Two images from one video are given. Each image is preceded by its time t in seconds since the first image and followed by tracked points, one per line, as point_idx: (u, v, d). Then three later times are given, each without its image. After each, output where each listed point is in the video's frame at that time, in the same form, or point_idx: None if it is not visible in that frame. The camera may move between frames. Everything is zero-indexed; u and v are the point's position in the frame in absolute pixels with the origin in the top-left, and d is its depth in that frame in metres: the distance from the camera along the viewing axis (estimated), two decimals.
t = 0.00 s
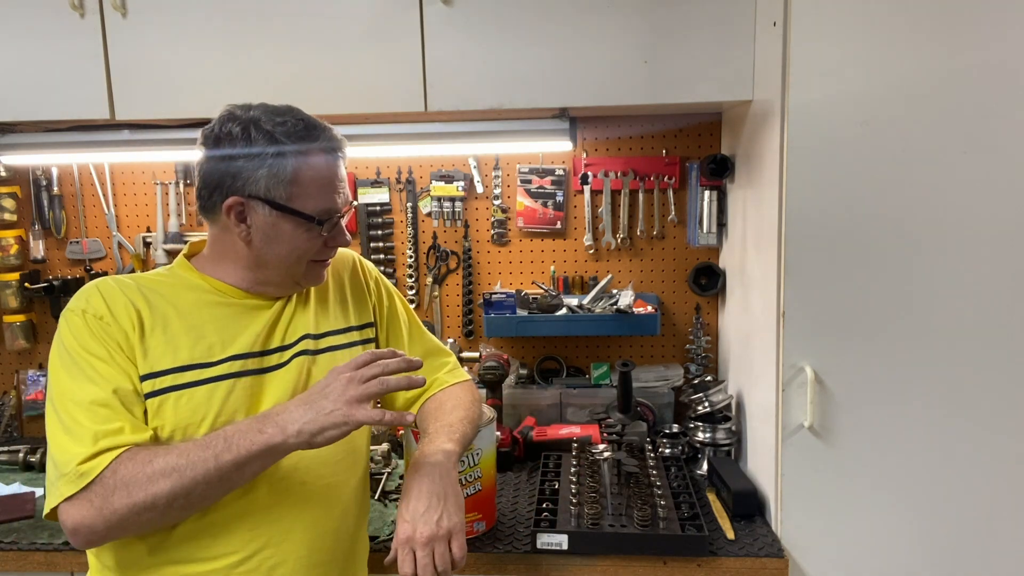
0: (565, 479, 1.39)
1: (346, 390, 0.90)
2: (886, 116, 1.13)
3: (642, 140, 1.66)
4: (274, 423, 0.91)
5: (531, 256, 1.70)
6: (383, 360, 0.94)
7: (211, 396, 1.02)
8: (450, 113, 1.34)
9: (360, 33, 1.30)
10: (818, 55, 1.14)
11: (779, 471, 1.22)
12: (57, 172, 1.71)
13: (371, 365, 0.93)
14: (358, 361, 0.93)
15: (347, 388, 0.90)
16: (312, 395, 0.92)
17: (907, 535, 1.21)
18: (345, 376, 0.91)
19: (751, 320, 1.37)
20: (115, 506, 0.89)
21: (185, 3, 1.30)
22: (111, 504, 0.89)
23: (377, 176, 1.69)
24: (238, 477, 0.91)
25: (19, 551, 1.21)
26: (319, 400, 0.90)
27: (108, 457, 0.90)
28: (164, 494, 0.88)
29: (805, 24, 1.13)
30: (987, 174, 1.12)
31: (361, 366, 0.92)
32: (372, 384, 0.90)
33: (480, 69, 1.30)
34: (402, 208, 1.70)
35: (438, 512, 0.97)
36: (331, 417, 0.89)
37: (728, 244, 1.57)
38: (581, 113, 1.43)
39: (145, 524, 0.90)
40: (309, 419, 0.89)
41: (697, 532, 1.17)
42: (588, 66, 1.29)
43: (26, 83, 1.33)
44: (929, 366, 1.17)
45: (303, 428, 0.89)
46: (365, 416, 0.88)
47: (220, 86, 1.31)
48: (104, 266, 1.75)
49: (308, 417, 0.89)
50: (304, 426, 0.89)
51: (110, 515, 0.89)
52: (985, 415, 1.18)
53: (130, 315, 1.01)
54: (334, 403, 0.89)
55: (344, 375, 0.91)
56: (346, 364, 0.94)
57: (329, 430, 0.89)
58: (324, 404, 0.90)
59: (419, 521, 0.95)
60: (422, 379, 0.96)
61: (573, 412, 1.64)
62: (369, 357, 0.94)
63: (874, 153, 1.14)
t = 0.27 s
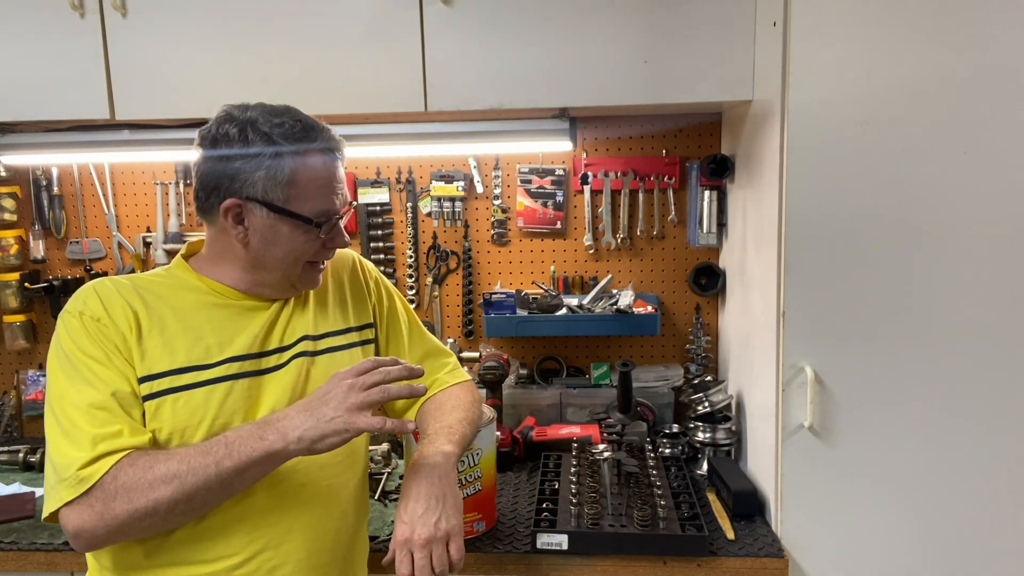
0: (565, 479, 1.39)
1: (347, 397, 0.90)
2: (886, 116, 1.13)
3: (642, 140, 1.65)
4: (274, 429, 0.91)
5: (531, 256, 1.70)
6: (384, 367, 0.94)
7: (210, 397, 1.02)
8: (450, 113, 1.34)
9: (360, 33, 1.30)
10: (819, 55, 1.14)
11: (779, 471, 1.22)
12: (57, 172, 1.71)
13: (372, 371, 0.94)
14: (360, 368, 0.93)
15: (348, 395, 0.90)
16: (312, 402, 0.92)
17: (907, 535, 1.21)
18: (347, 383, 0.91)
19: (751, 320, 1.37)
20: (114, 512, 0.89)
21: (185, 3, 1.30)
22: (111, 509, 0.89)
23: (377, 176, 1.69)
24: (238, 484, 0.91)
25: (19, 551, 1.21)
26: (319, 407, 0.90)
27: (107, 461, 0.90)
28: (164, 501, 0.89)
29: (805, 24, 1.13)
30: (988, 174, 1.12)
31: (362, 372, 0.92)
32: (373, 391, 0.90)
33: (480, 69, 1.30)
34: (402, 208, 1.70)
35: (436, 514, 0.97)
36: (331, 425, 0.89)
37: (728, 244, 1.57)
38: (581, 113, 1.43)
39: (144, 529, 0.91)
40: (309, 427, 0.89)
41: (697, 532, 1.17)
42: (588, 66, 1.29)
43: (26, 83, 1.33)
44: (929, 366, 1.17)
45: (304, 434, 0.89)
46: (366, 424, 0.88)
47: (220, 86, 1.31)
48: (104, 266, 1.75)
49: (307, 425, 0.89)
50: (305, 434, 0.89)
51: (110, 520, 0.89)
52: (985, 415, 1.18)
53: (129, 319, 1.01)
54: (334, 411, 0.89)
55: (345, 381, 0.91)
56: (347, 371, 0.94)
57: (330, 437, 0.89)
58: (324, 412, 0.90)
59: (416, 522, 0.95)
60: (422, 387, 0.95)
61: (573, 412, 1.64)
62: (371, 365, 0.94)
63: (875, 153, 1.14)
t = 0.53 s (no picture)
0: (565, 479, 1.39)
1: (346, 405, 0.90)
2: (886, 116, 1.13)
3: (642, 140, 1.65)
4: (273, 436, 0.91)
5: (531, 256, 1.70)
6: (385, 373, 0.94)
7: (209, 397, 1.02)
8: (450, 113, 1.34)
9: (360, 32, 1.30)
10: (819, 55, 1.14)
11: (779, 471, 1.22)
12: (57, 172, 1.71)
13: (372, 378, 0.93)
14: (360, 373, 0.93)
15: (347, 402, 0.90)
16: (312, 408, 0.92)
17: (907, 535, 1.21)
18: (346, 389, 0.91)
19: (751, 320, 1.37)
20: (113, 515, 0.89)
21: (185, 3, 1.30)
22: (110, 512, 0.89)
23: (377, 176, 1.69)
24: (237, 488, 0.92)
25: (19, 551, 1.21)
26: (318, 414, 0.90)
27: (105, 464, 0.90)
28: (163, 505, 0.89)
29: (806, 24, 1.13)
30: (987, 174, 1.12)
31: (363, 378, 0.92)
32: (372, 400, 0.90)
33: (480, 69, 1.30)
34: (402, 208, 1.70)
35: (438, 515, 0.97)
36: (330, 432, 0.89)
37: (728, 244, 1.57)
38: (581, 113, 1.43)
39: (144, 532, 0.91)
40: (309, 433, 0.89)
41: (697, 532, 1.17)
42: (588, 66, 1.29)
43: (26, 83, 1.33)
44: (929, 366, 1.17)
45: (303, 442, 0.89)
46: (365, 431, 0.88)
47: (220, 86, 1.31)
48: (104, 266, 1.75)
49: (306, 431, 0.90)
50: (304, 440, 0.90)
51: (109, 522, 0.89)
52: (985, 415, 1.18)
53: (127, 320, 1.01)
54: (334, 418, 0.89)
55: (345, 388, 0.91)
56: (346, 379, 0.93)
57: (328, 444, 0.89)
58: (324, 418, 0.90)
59: (418, 524, 0.95)
60: (422, 395, 0.95)
61: (573, 412, 1.64)
62: (371, 372, 0.94)
63: (875, 153, 1.14)
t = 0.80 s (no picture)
0: (565, 479, 1.39)
1: (346, 404, 0.90)
2: (886, 116, 1.13)
3: (642, 140, 1.66)
4: (274, 433, 0.91)
5: (531, 256, 1.70)
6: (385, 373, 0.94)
7: (208, 396, 1.02)
8: (450, 113, 1.34)
9: (360, 32, 1.30)
10: (819, 55, 1.14)
11: (779, 471, 1.22)
12: (57, 172, 1.71)
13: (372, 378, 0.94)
14: (360, 373, 0.93)
15: (347, 402, 0.90)
16: (312, 405, 0.92)
17: (907, 535, 1.21)
18: (346, 388, 0.91)
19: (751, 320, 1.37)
20: (112, 512, 0.89)
21: (185, 3, 1.30)
22: (109, 510, 0.89)
23: (377, 176, 1.69)
24: (237, 486, 0.92)
25: (18, 551, 1.21)
26: (319, 412, 0.90)
27: (104, 462, 0.90)
28: (163, 502, 0.89)
29: (806, 24, 1.13)
30: (988, 174, 1.12)
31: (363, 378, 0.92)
32: (373, 398, 0.91)
33: (480, 69, 1.30)
34: (402, 208, 1.70)
35: (435, 516, 0.96)
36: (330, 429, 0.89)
37: (728, 244, 1.57)
38: (581, 113, 1.43)
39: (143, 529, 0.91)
40: (309, 430, 0.89)
41: (697, 532, 1.17)
42: (588, 66, 1.29)
43: (26, 83, 1.33)
44: (929, 366, 1.17)
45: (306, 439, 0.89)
46: (365, 428, 0.89)
47: (220, 86, 1.31)
48: (104, 266, 1.75)
49: (307, 429, 0.89)
50: (304, 438, 0.89)
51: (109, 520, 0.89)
52: (985, 415, 1.18)
53: (126, 319, 1.01)
54: (334, 417, 0.89)
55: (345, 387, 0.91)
56: (346, 376, 0.93)
57: (328, 442, 0.89)
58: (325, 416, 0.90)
59: (415, 525, 0.95)
60: (422, 395, 0.96)
61: (573, 412, 1.64)
62: (371, 371, 0.94)
63: (875, 153, 1.14)
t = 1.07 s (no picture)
0: (565, 479, 1.39)
1: (351, 404, 0.90)
2: (886, 116, 1.13)
3: (642, 140, 1.66)
4: (278, 433, 0.91)
5: (531, 256, 1.70)
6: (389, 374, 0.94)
7: (208, 395, 1.02)
8: (450, 113, 1.34)
9: (360, 32, 1.30)
10: (819, 55, 1.14)
11: (779, 471, 1.22)
12: (57, 172, 1.71)
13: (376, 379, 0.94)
14: (365, 373, 0.93)
15: (352, 402, 0.90)
16: (316, 405, 0.92)
17: (907, 535, 1.21)
18: (350, 389, 0.91)
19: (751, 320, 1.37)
20: (117, 514, 0.89)
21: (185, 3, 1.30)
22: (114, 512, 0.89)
23: (377, 176, 1.69)
24: (242, 486, 0.92)
25: (18, 551, 1.21)
26: (323, 412, 0.90)
27: (107, 463, 0.90)
28: (168, 503, 0.89)
29: (806, 24, 1.13)
30: (988, 175, 1.12)
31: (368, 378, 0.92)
32: (377, 398, 0.91)
33: (479, 69, 1.30)
34: (402, 208, 1.70)
35: (435, 516, 0.96)
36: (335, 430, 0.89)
37: (728, 244, 1.56)
38: (581, 113, 1.43)
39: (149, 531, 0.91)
40: (313, 430, 0.89)
41: (697, 532, 1.17)
42: (588, 66, 1.29)
43: (26, 82, 1.33)
44: (928, 366, 1.17)
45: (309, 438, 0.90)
46: (370, 429, 0.89)
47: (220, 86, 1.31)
48: (104, 266, 1.75)
49: (311, 429, 0.89)
50: (308, 438, 0.90)
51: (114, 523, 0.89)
52: (984, 416, 1.18)
53: (128, 321, 1.01)
54: (339, 417, 0.89)
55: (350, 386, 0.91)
56: (351, 376, 0.93)
57: (333, 442, 0.89)
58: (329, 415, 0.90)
59: (415, 524, 0.95)
60: (425, 397, 0.96)
61: (573, 412, 1.64)
62: (376, 371, 0.94)
63: (875, 153, 1.14)
